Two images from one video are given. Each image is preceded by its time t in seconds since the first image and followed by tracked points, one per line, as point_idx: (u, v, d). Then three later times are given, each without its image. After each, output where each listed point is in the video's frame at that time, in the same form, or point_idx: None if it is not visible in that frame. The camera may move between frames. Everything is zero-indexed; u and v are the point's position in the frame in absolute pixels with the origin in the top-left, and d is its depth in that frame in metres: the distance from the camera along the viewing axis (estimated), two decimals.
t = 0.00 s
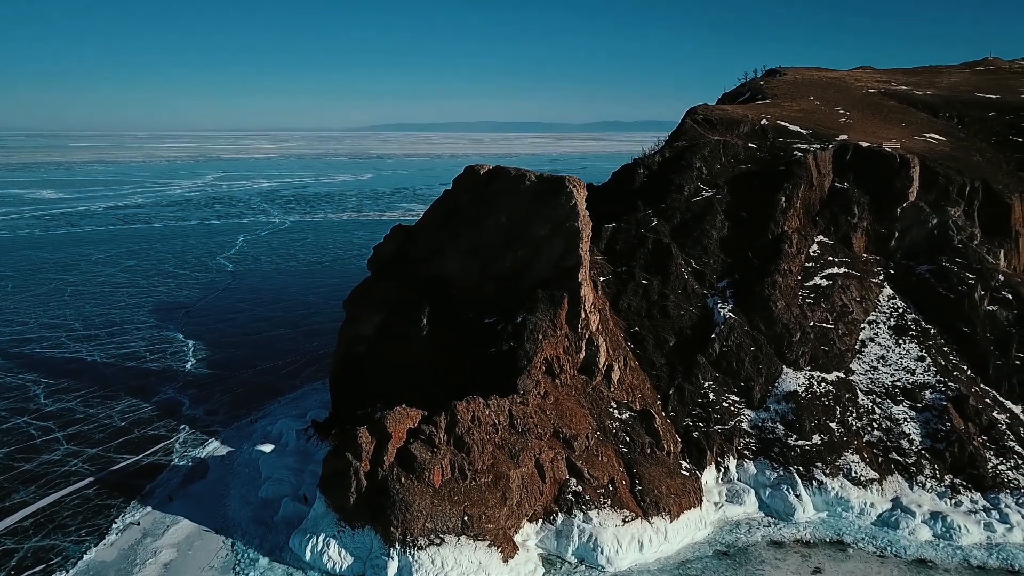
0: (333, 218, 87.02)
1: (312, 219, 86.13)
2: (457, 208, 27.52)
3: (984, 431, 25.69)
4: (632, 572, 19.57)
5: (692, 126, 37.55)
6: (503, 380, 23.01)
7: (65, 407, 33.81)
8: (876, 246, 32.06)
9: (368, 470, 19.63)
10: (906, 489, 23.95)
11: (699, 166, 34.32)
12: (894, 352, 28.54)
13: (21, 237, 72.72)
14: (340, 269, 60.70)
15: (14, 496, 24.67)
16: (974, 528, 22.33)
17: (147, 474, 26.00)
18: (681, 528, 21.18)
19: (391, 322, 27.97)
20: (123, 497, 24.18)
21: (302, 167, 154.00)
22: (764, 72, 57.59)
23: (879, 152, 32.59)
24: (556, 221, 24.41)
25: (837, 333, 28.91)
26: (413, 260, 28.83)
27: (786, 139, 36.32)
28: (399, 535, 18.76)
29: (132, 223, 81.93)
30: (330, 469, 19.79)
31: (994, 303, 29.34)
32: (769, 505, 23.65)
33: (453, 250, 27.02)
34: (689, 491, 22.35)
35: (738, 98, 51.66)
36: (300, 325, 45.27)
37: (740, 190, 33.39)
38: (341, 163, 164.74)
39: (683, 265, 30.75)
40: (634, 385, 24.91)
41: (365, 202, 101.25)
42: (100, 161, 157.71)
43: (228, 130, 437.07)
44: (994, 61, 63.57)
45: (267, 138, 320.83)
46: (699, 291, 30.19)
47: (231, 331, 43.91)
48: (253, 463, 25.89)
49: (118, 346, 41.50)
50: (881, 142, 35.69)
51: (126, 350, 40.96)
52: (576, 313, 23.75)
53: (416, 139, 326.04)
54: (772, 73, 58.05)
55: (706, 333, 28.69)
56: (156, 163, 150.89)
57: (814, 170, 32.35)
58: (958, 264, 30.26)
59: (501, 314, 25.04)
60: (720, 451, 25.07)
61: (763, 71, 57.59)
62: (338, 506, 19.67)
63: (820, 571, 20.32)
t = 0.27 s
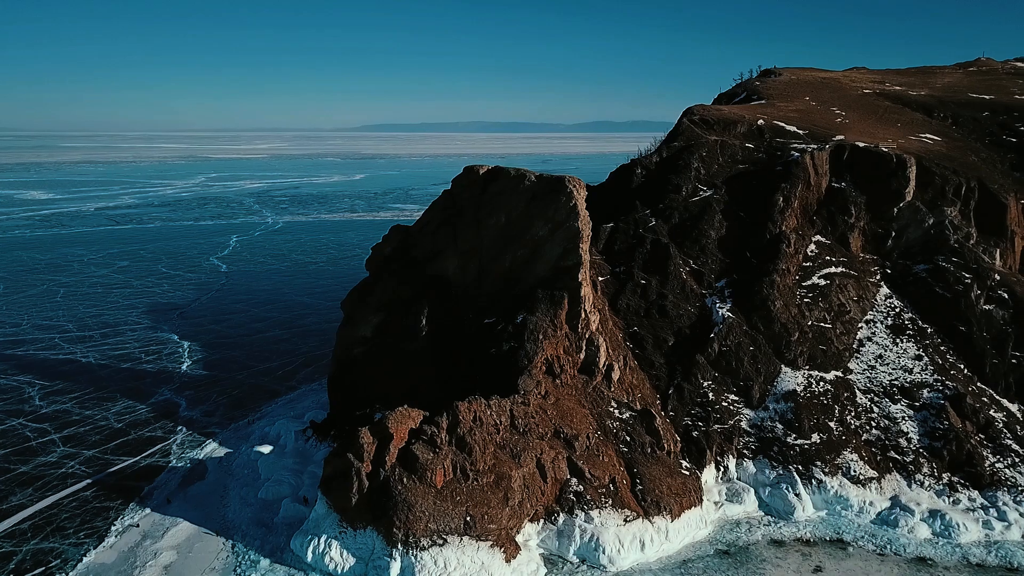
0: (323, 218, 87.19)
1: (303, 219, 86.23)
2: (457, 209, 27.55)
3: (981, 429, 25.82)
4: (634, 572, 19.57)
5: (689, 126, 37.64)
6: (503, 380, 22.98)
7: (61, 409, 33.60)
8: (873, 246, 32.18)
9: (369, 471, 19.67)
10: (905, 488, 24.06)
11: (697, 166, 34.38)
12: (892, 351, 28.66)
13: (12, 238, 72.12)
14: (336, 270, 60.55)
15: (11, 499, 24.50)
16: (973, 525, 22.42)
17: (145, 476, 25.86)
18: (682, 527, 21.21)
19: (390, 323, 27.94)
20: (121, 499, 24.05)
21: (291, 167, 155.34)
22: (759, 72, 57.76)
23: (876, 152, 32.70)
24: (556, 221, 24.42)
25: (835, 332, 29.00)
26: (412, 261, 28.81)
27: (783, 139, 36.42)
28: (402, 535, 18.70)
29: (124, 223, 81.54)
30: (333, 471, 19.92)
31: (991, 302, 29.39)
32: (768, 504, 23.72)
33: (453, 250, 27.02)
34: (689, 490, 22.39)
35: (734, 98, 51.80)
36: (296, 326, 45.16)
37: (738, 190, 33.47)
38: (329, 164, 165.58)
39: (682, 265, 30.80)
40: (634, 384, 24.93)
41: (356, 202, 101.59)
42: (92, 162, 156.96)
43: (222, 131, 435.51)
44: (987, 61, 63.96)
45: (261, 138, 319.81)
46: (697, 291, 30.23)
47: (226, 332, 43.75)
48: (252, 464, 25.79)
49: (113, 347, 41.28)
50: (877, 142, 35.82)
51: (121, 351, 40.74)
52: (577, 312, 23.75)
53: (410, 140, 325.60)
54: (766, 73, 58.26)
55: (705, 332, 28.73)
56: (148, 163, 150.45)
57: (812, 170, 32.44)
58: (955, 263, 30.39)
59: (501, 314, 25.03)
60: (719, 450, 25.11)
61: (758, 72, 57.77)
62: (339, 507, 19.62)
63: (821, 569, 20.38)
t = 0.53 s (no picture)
0: (317, 218, 86.92)
1: (295, 219, 85.98)
2: (456, 209, 27.53)
3: (978, 427, 25.95)
4: (635, 571, 19.58)
5: (687, 127, 37.71)
6: (504, 381, 22.97)
7: (56, 411, 33.40)
8: (869, 245, 32.30)
9: (371, 471, 19.65)
10: (903, 486, 24.16)
11: (694, 166, 34.45)
12: (890, 350, 28.76)
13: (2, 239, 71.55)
14: (332, 270, 60.40)
15: (8, 501, 24.34)
16: (971, 523, 22.53)
17: (143, 477, 25.74)
18: (683, 526, 21.24)
19: (390, 323, 27.90)
20: (120, 500, 23.93)
21: (283, 168, 155.32)
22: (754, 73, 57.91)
23: (872, 152, 32.80)
24: (557, 222, 24.41)
25: (833, 332, 29.09)
26: (411, 261, 28.78)
27: (780, 139, 36.51)
28: (405, 535, 18.66)
29: (115, 224, 81.18)
30: (335, 471, 19.94)
31: (987, 301, 29.51)
32: (768, 503, 23.79)
33: (452, 250, 26.99)
34: (690, 489, 22.42)
35: (730, 99, 51.93)
36: (292, 326, 45.05)
37: (736, 190, 33.55)
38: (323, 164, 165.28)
39: (680, 264, 30.85)
40: (634, 384, 24.96)
41: (349, 202, 101.42)
42: (83, 162, 156.22)
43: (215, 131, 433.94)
44: (980, 62, 64.33)
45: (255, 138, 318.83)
46: (696, 291, 30.27)
47: (222, 333, 43.60)
48: (252, 466, 25.70)
49: (108, 349, 41.05)
50: (873, 142, 35.93)
51: (116, 352, 40.54)
52: (577, 312, 23.77)
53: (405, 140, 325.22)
54: (760, 73, 58.43)
55: (704, 332, 28.78)
56: (140, 164, 149.97)
57: (809, 170, 32.52)
58: (951, 262, 30.53)
59: (501, 314, 25.02)
60: (719, 449, 25.15)
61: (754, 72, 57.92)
62: (341, 508, 19.59)
63: (822, 567, 20.44)
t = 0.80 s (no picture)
0: (311, 219, 86.59)
1: (288, 219, 85.71)
2: (455, 209, 27.50)
3: (975, 425, 26.07)
4: (637, 570, 19.59)
5: (684, 126, 37.76)
6: (504, 380, 22.96)
7: (53, 412, 33.24)
8: (866, 244, 32.42)
9: (373, 471, 19.61)
10: (902, 484, 24.25)
11: (692, 166, 34.50)
12: (887, 348, 28.86)
13: None
14: (328, 270, 60.25)
15: (6, 503, 24.20)
16: (969, 521, 22.63)
17: (142, 479, 25.63)
18: (683, 525, 21.28)
19: (388, 323, 27.85)
20: (119, 501, 23.83)
21: (276, 168, 155.05)
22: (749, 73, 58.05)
23: (869, 152, 32.93)
24: (556, 221, 24.40)
25: (831, 330, 29.18)
26: (410, 261, 28.73)
27: (777, 139, 36.61)
28: (407, 536, 18.62)
29: (107, 224, 80.82)
30: (337, 472, 19.83)
31: (984, 300, 29.69)
32: (768, 501, 23.84)
33: (451, 250, 26.97)
34: (690, 489, 22.46)
35: (726, 98, 52.04)
36: (288, 327, 44.93)
37: (734, 190, 33.61)
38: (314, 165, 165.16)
39: (679, 264, 30.89)
40: (633, 383, 24.99)
41: (341, 202, 101.23)
42: (74, 162, 155.56)
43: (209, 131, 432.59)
44: (973, 63, 64.63)
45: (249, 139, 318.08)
46: (694, 290, 30.32)
47: (218, 334, 43.45)
48: (251, 466, 25.62)
49: (104, 349, 40.87)
50: (870, 142, 36.04)
51: (112, 353, 40.36)
52: (577, 312, 23.79)
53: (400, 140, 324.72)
54: (756, 73, 58.55)
55: (703, 331, 28.83)
56: (133, 164, 149.35)
57: (807, 170, 32.59)
58: (948, 261, 30.67)
59: (501, 313, 25.00)
60: (718, 448, 25.19)
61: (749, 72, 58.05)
62: (342, 508, 19.53)
63: (822, 565, 20.49)
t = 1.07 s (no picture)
0: (302, 218, 86.54)
1: (280, 220, 85.45)
2: (454, 209, 27.50)
3: (972, 423, 26.21)
4: (638, 569, 19.62)
5: (680, 126, 37.84)
6: (504, 380, 22.96)
7: (47, 413, 33.03)
8: (862, 244, 32.56)
9: (374, 471, 19.56)
10: (899, 481, 24.38)
11: (689, 166, 34.57)
12: (884, 347, 28.99)
13: None
14: (323, 270, 60.09)
15: (2, 505, 24.04)
16: (966, 518, 22.77)
17: (139, 480, 25.50)
18: (683, 523, 21.32)
19: (386, 323, 27.80)
20: (117, 503, 23.71)
21: (268, 168, 154.68)
22: (744, 73, 58.23)
23: (865, 151, 33.05)
24: (555, 221, 24.42)
25: (828, 329, 29.29)
26: (408, 261, 28.69)
27: (773, 139, 36.73)
28: (409, 536, 18.60)
29: (99, 225, 80.35)
30: (338, 472, 19.75)
31: (979, 299, 29.86)
32: (766, 500, 23.92)
33: (450, 250, 26.95)
34: (690, 487, 22.52)
35: (721, 98, 52.18)
36: (283, 327, 44.79)
37: (731, 189, 33.71)
38: (310, 164, 164.35)
39: (676, 264, 30.95)
40: (633, 382, 25.03)
41: (334, 202, 101.12)
42: (64, 162, 154.61)
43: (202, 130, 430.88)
44: (966, 63, 65.05)
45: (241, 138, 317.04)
46: (692, 290, 30.38)
47: (213, 335, 43.27)
48: (249, 467, 25.52)
49: (98, 351, 40.64)
50: (865, 142, 36.18)
51: (106, 354, 40.13)
52: (576, 312, 23.82)
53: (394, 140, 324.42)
54: (750, 73, 58.70)
55: (701, 330, 28.89)
56: (124, 164, 148.73)
57: (803, 170, 32.70)
58: (943, 260, 30.83)
59: (501, 313, 25.00)
60: (717, 447, 25.25)
61: (744, 73, 58.24)
62: (343, 509, 19.47)
63: (822, 563, 20.57)
